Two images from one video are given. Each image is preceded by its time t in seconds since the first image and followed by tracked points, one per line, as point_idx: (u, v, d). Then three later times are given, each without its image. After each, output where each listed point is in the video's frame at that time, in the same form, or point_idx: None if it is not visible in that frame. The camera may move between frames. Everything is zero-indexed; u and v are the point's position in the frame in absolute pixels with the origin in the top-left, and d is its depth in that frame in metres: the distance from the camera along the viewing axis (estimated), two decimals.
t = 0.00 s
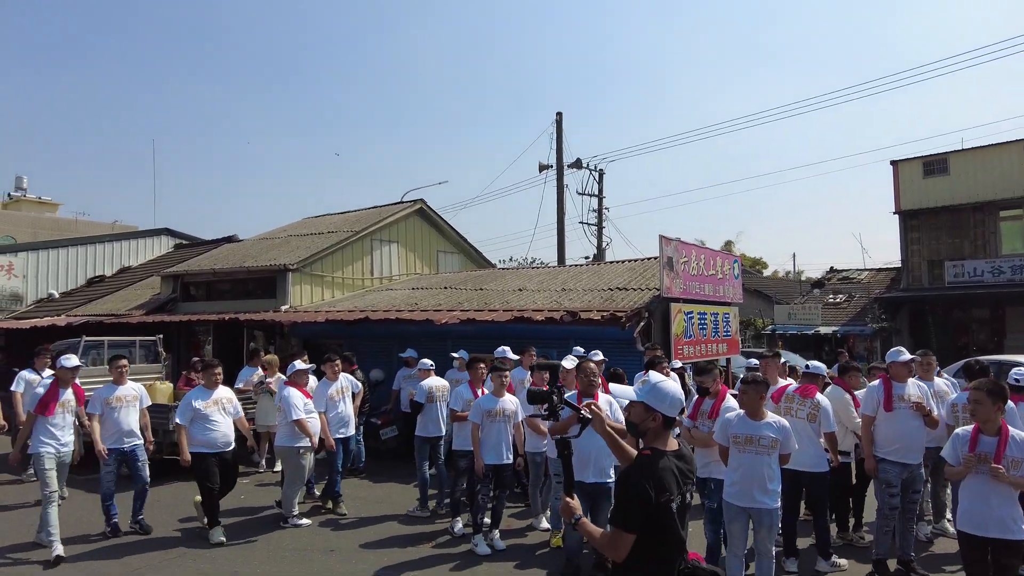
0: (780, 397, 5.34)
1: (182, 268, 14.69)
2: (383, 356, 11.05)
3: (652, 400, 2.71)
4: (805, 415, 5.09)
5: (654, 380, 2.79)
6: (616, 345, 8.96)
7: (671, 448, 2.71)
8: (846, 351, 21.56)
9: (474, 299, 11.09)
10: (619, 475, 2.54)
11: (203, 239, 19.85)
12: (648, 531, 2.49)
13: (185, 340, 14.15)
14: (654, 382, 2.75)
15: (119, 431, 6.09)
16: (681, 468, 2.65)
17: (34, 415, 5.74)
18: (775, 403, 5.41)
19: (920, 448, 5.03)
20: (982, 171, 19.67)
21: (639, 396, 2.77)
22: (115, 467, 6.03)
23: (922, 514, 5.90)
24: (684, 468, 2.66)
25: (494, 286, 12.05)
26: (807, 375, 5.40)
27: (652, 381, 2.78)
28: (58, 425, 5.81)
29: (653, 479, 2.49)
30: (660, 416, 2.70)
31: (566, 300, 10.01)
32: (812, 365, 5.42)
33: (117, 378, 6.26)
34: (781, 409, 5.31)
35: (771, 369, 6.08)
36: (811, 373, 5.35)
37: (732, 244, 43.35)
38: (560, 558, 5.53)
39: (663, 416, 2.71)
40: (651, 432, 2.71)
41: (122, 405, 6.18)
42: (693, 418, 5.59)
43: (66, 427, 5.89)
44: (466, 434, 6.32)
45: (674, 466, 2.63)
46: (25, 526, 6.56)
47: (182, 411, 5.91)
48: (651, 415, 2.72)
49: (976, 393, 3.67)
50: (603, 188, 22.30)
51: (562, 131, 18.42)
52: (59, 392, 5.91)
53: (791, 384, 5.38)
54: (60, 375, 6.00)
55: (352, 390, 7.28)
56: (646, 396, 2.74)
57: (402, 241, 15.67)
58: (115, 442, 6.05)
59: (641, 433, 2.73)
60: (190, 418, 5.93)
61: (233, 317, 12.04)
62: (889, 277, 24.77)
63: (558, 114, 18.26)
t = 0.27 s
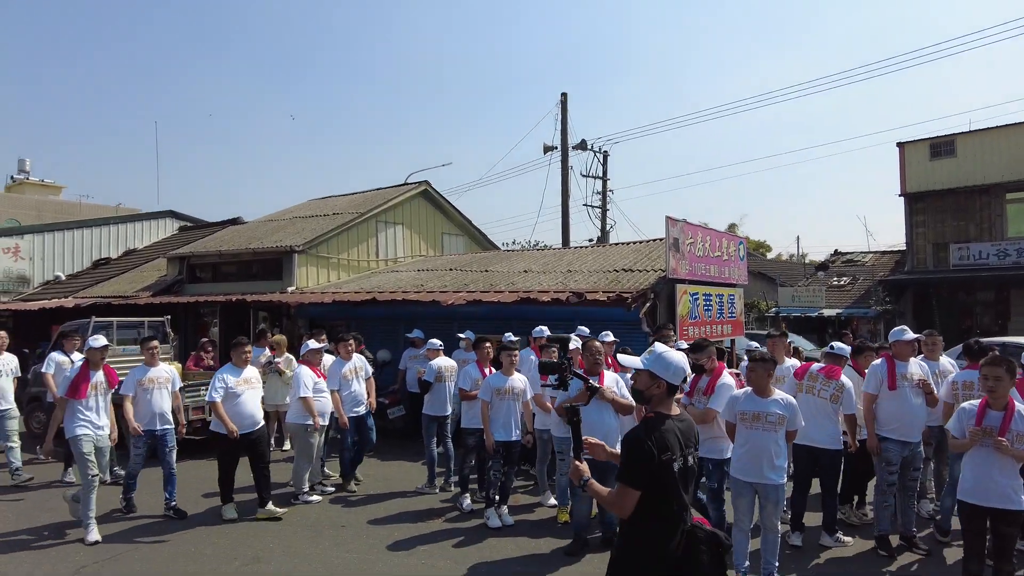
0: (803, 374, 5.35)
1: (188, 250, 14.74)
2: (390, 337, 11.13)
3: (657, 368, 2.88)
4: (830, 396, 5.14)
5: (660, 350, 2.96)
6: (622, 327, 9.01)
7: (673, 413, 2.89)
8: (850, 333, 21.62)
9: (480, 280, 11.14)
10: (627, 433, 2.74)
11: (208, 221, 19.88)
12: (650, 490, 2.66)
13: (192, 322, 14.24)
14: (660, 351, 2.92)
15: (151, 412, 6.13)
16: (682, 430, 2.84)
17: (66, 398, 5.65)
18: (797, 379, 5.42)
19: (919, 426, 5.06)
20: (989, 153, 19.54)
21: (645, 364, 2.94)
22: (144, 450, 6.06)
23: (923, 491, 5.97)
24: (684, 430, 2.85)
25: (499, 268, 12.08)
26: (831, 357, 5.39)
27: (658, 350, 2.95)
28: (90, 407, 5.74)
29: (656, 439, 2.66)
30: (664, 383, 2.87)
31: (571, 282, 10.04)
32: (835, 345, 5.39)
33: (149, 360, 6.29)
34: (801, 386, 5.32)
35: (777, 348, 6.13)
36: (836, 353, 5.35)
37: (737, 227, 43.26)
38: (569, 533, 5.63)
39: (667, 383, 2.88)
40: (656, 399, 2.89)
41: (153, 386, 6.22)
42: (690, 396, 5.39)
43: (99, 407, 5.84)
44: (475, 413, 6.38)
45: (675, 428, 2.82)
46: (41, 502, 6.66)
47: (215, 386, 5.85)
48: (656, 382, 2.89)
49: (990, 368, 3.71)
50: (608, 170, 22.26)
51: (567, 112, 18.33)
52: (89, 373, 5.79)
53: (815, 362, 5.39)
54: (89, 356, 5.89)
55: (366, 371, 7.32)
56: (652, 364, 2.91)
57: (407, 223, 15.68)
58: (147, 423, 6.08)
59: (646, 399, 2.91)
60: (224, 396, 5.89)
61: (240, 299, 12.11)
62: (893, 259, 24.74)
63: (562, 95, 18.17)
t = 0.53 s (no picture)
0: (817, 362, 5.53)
1: (198, 239, 14.87)
2: (399, 325, 11.24)
3: (657, 354, 3.01)
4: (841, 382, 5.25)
5: (660, 338, 3.09)
6: (629, 315, 9.09)
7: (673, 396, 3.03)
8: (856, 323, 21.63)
9: (488, 270, 11.22)
10: (627, 413, 2.87)
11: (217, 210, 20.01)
12: (650, 465, 2.80)
13: (203, 311, 14.35)
14: (660, 339, 3.05)
15: (184, 399, 6.21)
16: (681, 410, 2.97)
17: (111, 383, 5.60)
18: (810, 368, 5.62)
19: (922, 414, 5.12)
20: (999, 142, 19.43)
21: (647, 350, 3.06)
22: (187, 431, 6.13)
23: (928, 479, 6.04)
24: (683, 411, 2.98)
25: (506, 257, 12.15)
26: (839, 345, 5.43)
27: (659, 339, 3.08)
28: (134, 395, 5.69)
29: (656, 417, 2.80)
30: (664, 367, 3.01)
31: (579, 271, 10.11)
32: (845, 334, 5.40)
33: (182, 347, 6.38)
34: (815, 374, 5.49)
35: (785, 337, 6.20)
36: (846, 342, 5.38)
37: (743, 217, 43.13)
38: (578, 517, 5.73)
39: (666, 367, 3.02)
40: (656, 382, 3.03)
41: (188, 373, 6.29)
42: (685, 384, 5.40)
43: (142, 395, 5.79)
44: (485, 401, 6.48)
45: (675, 408, 2.95)
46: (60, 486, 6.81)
47: (254, 375, 5.84)
48: (656, 366, 3.02)
49: (1001, 356, 3.81)
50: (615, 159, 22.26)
51: (574, 101, 18.32)
52: (130, 359, 5.77)
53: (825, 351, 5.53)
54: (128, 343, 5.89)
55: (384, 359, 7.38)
56: (652, 350, 3.04)
57: (415, 212, 15.75)
58: (182, 409, 6.16)
59: (646, 381, 3.05)
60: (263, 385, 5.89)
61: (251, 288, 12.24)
62: (901, 249, 24.69)
63: (569, 84, 18.15)
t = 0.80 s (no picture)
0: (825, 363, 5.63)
1: (214, 239, 15.08)
2: (412, 325, 11.38)
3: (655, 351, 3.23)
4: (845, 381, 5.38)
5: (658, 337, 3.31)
6: (640, 315, 9.17)
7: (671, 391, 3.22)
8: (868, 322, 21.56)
9: (500, 270, 11.34)
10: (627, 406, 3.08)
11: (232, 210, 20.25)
12: (649, 455, 3.00)
13: (218, 310, 14.54)
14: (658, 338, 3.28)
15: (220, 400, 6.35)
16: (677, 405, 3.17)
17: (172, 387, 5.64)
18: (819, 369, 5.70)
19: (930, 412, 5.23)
20: (1014, 139, 19.30)
21: (647, 348, 3.28)
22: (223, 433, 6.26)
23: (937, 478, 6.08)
24: (680, 405, 3.18)
25: (518, 257, 12.26)
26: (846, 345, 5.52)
27: (657, 338, 3.31)
28: (191, 397, 5.73)
29: (654, 411, 3.00)
30: (663, 364, 3.21)
31: (590, 271, 10.20)
32: (850, 331, 5.48)
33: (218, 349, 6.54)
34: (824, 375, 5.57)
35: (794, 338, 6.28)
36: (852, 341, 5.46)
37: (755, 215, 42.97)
38: (589, 515, 5.83)
39: (664, 364, 3.22)
40: (655, 378, 3.22)
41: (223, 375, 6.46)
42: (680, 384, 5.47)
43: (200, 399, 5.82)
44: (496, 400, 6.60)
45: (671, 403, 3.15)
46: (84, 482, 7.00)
47: (291, 377, 5.93)
48: (655, 363, 3.23)
49: (992, 357, 3.92)
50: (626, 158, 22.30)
51: (585, 101, 18.39)
52: (186, 363, 5.82)
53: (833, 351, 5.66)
54: (182, 348, 5.92)
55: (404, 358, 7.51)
56: (651, 348, 3.27)
57: (428, 212, 15.89)
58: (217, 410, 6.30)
59: (647, 377, 3.25)
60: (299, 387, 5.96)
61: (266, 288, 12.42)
62: (914, 247, 24.55)
63: (580, 83, 18.22)
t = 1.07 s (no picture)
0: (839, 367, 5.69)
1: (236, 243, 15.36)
2: (430, 327, 11.53)
3: (663, 350, 3.30)
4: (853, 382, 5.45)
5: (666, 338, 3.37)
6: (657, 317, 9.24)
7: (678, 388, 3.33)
8: (888, 323, 21.38)
9: (518, 272, 11.45)
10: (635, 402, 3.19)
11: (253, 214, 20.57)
12: (656, 448, 3.11)
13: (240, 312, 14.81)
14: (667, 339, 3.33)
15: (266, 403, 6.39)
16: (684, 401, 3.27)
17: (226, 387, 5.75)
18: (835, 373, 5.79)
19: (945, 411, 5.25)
20: None
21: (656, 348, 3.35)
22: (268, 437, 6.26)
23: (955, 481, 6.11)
24: (686, 401, 3.28)
25: (535, 259, 12.38)
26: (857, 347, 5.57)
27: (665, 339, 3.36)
28: (246, 397, 5.81)
29: (661, 406, 3.12)
30: (669, 363, 3.31)
31: (608, 274, 10.28)
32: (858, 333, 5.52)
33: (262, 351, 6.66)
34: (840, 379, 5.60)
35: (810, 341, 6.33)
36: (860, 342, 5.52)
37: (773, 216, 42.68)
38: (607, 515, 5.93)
39: (671, 363, 3.32)
40: (662, 376, 3.33)
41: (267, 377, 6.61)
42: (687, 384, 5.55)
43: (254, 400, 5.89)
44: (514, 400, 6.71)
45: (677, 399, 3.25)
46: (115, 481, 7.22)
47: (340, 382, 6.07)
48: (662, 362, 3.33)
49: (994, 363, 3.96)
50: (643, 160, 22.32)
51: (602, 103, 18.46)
52: (242, 364, 5.92)
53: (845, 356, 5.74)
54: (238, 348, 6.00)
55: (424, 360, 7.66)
56: (660, 347, 3.34)
57: (445, 215, 16.06)
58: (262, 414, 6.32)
59: (654, 375, 3.35)
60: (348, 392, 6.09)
61: (288, 290, 12.65)
62: (935, 248, 24.30)
63: (596, 86, 18.30)
